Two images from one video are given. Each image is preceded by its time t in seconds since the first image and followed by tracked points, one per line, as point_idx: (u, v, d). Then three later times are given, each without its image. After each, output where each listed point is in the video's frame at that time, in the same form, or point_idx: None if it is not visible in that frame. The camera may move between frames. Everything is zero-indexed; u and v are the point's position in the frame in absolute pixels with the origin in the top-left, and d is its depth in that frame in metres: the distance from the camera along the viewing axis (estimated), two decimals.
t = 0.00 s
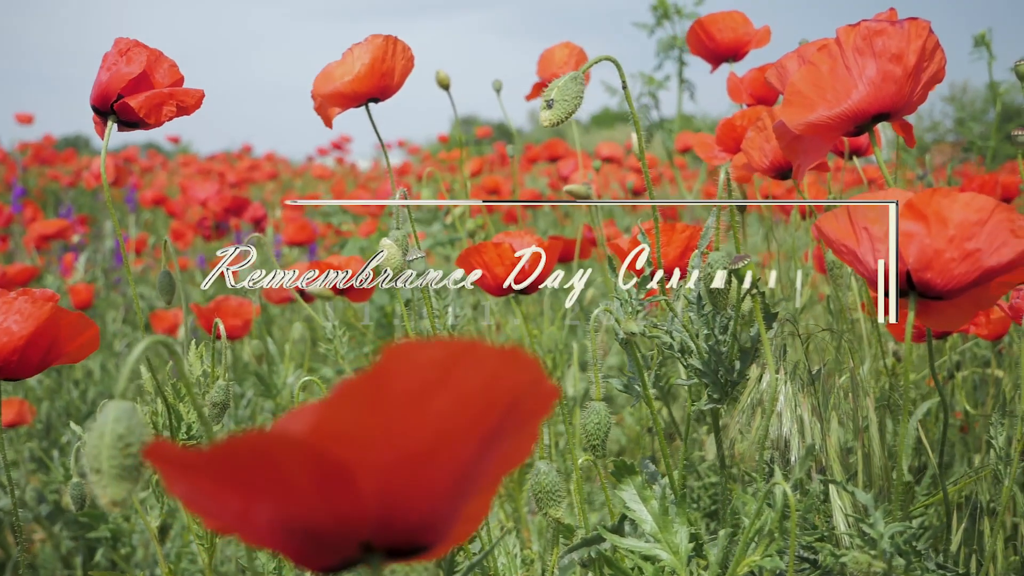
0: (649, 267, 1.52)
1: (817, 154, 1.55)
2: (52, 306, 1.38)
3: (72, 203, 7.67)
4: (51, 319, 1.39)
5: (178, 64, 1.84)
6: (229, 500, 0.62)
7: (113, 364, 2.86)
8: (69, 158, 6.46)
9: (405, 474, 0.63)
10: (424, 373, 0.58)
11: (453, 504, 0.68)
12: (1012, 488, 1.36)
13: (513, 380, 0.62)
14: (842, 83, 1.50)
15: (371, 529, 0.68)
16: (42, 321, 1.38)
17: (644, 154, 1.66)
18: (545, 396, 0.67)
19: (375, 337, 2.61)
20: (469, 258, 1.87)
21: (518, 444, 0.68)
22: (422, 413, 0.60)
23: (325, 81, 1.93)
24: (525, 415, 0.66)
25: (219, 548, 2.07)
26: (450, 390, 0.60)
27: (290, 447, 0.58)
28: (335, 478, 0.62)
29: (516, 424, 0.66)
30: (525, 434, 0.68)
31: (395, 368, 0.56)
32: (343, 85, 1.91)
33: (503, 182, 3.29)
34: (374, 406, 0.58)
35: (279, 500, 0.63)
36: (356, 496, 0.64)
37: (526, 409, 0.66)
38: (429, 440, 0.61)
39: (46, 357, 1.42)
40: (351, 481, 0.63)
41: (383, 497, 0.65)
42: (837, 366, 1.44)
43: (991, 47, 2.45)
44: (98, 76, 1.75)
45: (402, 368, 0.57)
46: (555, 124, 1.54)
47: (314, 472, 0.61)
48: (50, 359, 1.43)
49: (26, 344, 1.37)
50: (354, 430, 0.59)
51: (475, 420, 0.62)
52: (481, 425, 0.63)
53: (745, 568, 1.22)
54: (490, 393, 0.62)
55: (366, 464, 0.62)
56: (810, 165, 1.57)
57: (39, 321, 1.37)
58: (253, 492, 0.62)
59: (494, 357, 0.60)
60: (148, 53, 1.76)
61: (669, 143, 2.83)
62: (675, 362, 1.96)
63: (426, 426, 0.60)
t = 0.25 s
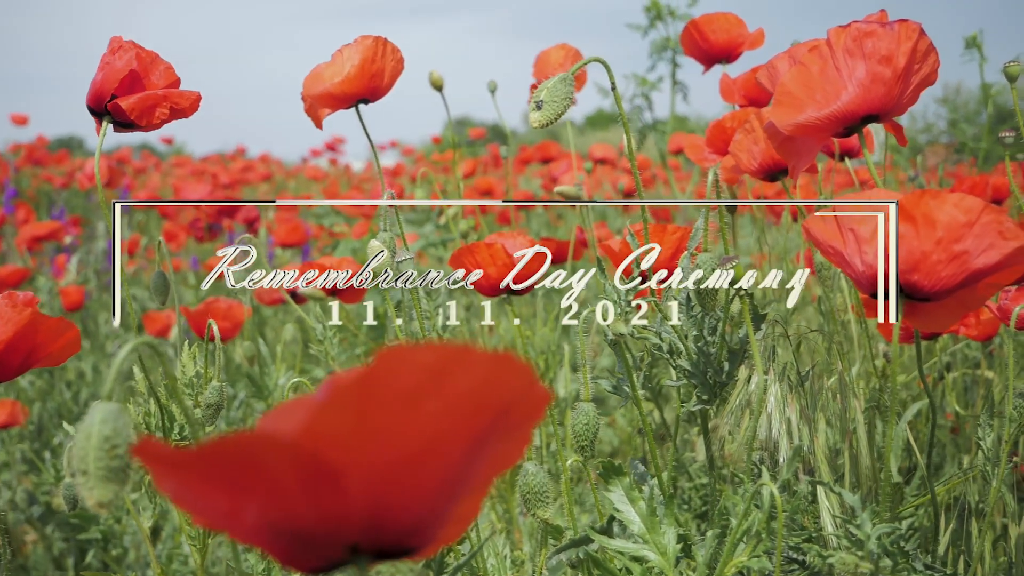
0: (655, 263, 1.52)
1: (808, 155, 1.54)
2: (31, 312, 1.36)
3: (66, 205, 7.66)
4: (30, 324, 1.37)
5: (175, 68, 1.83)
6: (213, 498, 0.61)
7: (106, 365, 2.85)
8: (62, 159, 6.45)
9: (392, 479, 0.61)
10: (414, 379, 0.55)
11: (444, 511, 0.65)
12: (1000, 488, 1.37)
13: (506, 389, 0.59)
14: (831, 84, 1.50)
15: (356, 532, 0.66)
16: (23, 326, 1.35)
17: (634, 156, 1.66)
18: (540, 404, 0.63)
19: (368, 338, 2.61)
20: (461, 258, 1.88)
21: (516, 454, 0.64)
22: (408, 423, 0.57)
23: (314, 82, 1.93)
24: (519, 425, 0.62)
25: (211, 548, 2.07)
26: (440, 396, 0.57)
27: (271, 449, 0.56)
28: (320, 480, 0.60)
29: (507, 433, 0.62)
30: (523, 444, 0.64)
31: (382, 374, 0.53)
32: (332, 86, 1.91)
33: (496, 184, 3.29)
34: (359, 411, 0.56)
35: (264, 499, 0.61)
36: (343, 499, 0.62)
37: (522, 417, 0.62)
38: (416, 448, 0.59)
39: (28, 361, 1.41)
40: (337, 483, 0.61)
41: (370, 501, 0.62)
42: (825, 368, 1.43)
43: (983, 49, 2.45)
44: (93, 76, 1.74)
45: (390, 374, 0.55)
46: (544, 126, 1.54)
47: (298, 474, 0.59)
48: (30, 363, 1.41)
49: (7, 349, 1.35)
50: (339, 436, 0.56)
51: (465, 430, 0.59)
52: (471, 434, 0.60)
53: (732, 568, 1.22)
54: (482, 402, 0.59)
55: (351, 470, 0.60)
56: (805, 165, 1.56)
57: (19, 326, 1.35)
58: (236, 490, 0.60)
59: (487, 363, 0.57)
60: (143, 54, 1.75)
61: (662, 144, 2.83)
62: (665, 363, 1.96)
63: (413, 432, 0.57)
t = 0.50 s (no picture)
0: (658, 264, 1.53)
1: (799, 157, 1.55)
2: (14, 314, 1.36)
3: (61, 206, 7.65)
4: (15, 326, 1.37)
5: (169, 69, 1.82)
6: (199, 503, 0.61)
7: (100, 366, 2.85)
8: (56, 160, 6.44)
9: (378, 480, 0.61)
10: (399, 384, 0.55)
11: (431, 512, 0.65)
12: (990, 488, 1.37)
13: (492, 391, 0.59)
14: (822, 85, 1.50)
15: (342, 534, 0.66)
16: (7, 327, 1.35)
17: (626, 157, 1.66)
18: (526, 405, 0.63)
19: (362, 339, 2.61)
20: (456, 258, 1.89)
21: (502, 454, 0.64)
22: (394, 426, 0.57)
23: (308, 81, 1.94)
24: (505, 427, 0.62)
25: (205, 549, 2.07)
26: (426, 399, 0.57)
27: (256, 454, 0.56)
28: (306, 483, 0.60)
29: (494, 435, 0.62)
30: (510, 444, 0.63)
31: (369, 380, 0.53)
32: (326, 85, 1.92)
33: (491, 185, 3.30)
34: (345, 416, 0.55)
35: (249, 504, 0.61)
36: (329, 500, 0.62)
37: (508, 418, 0.62)
38: (401, 452, 0.59)
39: (12, 362, 1.40)
40: (322, 486, 0.61)
41: (356, 503, 0.62)
42: (817, 369, 1.43)
43: (976, 50, 2.45)
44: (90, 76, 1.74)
45: (375, 379, 0.54)
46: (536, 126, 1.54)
47: (283, 479, 0.59)
48: (15, 365, 1.41)
49: None
50: (324, 441, 0.56)
51: (451, 432, 0.59)
52: (457, 437, 0.60)
53: (722, 569, 1.22)
54: (468, 404, 0.59)
55: (337, 473, 0.60)
56: (796, 167, 1.56)
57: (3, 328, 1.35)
58: (221, 495, 0.60)
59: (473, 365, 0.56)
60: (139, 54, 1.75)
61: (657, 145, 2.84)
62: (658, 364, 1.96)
63: (399, 434, 0.57)
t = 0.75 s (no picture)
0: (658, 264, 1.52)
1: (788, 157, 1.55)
2: None
3: (53, 207, 7.64)
4: None
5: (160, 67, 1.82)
6: (179, 505, 0.61)
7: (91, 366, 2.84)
8: (49, 160, 6.43)
9: (358, 482, 0.61)
10: (381, 388, 0.55)
11: (411, 512, 0.65)
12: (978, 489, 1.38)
13: (474, 394, 0.59)
14: (811, 86, 1.50)
15: (324, 534, 0.67)
16: None
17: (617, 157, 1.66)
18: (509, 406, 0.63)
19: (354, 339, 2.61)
20: (448, 258, 1.89)
21: (485, 457, 0.64)
22: (375, 429, 0.57)
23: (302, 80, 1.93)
24: (487, 429, 0.62)
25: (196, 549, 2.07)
26: (407, 403, 0.57)
27: (236, 458, 0.56)
28: (285, 485, 0.60)
29: (476, 437, 0.62)
30: (491, 445, 0.64)
31: (350, 384, 0.53)
32: (320, 84, 1.91)
33: (484, 186, 3.30)
34: (325, 419, 0.56)
35: (230, 505, 0.62)
36: (309, 501, 0.62)
37: (490, 419, 0.62)
38: (382, 454, 0.59)
39: None
40: (302, 487, 0.61)
41: (337, 503, 0.63)
42: (808, 370, 1.43)
43: (967, 52, 2.46)
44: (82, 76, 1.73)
45: (356, 381, 0.55)
46: (529, 126, 1.54)
47: (264, 480, 0.59)
48: None
49: None
50: (305, 443, 0.57)
51: (433, 436, 0.59)
52: (439, 440, 0.60)
53: (711, 570, 1.22)
54: (449, 407, 0.59)
55: (318, 474, 0.60)
56: (784, 168, 1.57)
57: None
58: (202, 497, 0.60)
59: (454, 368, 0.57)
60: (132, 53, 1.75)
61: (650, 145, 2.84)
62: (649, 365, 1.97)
63: (380, 438, 0.57)
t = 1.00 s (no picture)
0: (658, 266, 1.48)
1: (778, 158, 1.56)
2: None
3: (46, 207, 7.61)
4: None
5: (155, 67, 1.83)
6: (163, 504, 0.61)
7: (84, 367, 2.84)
8: (43, 161, 6.42)
9: (341, 481, 0.62)
10: (364, 384, 0.56)
11: (394, 512, 0.65)
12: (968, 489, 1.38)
13: (458, 395, 0.59)
14: (801, 87, 1.51)
15: (307, 533, 0.67)
16: None
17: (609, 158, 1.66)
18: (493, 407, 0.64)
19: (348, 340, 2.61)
20: (441, 259, 1.89)
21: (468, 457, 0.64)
22: (359, 427, 0.58)
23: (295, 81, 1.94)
24: (471, 430, 0.63)
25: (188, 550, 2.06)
26: (388, 403, 0.57)
27: (219, 456, 0.57)
28: (268, 484, 0.61)
29: (460, 438, 0.62)
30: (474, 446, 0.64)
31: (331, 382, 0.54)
32: (313, 85, 1.92)
33: (478, 186, 3.29)
34: (310, 415, 0.57)
35: (214, 505, 0.62)
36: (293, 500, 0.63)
37: (473, 420, 0.62)
38: (364, 452, 0.59)
39: None
40: (285, 486, 0.61)
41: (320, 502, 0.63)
42: (799, 371, 1.43)
43: (960, 52, 2.46)
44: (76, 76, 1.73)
45: (340, 378, 0.56)
46: (521, 126, 1.54)
47: (248, 479, 0.60)
48: None
49: None
50: (289, 440, 0.57)
51: (416, 435, 0.60)
52: (421, 440, 0.60)
53: (701, 569, 1.22)
54: (432, 408, 0.59)
55: (302, 471, 0.61)
56: (774, 168, 1.57)
57: None
58: (185, 498, 0.61)
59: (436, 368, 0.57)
60: (126, 53, 1.75)
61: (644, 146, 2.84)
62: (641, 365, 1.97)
63: (362, 437, 0.58)
